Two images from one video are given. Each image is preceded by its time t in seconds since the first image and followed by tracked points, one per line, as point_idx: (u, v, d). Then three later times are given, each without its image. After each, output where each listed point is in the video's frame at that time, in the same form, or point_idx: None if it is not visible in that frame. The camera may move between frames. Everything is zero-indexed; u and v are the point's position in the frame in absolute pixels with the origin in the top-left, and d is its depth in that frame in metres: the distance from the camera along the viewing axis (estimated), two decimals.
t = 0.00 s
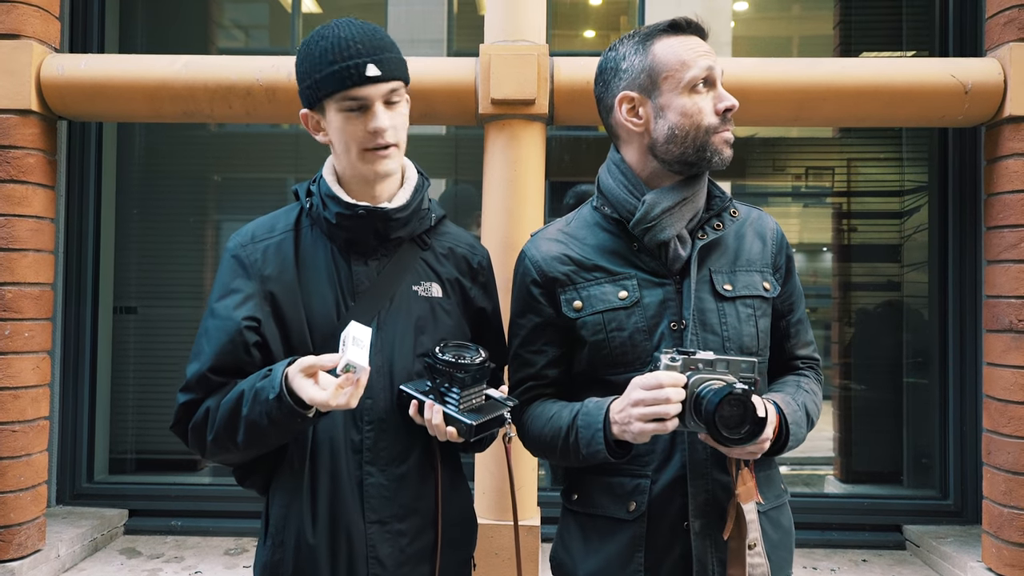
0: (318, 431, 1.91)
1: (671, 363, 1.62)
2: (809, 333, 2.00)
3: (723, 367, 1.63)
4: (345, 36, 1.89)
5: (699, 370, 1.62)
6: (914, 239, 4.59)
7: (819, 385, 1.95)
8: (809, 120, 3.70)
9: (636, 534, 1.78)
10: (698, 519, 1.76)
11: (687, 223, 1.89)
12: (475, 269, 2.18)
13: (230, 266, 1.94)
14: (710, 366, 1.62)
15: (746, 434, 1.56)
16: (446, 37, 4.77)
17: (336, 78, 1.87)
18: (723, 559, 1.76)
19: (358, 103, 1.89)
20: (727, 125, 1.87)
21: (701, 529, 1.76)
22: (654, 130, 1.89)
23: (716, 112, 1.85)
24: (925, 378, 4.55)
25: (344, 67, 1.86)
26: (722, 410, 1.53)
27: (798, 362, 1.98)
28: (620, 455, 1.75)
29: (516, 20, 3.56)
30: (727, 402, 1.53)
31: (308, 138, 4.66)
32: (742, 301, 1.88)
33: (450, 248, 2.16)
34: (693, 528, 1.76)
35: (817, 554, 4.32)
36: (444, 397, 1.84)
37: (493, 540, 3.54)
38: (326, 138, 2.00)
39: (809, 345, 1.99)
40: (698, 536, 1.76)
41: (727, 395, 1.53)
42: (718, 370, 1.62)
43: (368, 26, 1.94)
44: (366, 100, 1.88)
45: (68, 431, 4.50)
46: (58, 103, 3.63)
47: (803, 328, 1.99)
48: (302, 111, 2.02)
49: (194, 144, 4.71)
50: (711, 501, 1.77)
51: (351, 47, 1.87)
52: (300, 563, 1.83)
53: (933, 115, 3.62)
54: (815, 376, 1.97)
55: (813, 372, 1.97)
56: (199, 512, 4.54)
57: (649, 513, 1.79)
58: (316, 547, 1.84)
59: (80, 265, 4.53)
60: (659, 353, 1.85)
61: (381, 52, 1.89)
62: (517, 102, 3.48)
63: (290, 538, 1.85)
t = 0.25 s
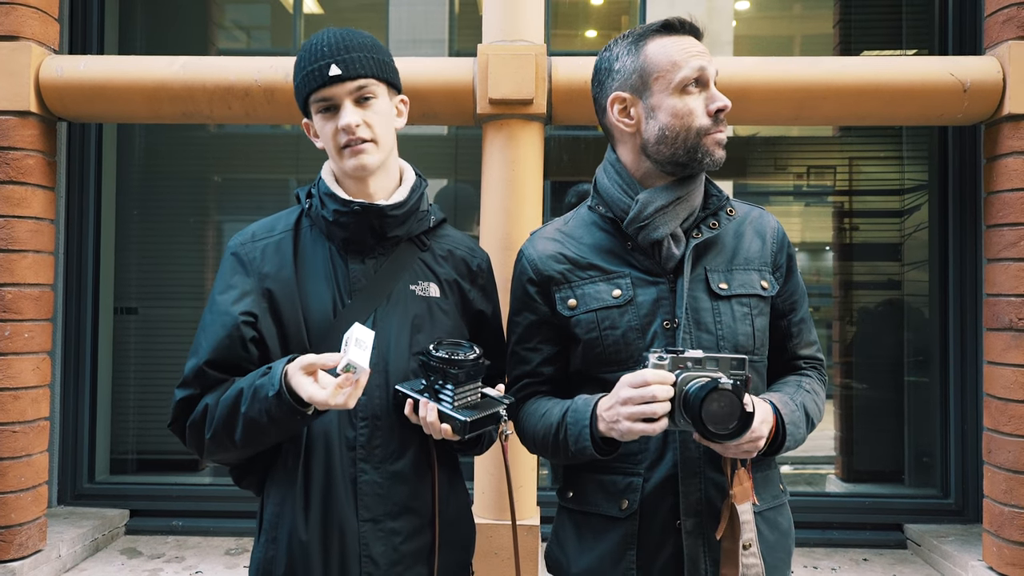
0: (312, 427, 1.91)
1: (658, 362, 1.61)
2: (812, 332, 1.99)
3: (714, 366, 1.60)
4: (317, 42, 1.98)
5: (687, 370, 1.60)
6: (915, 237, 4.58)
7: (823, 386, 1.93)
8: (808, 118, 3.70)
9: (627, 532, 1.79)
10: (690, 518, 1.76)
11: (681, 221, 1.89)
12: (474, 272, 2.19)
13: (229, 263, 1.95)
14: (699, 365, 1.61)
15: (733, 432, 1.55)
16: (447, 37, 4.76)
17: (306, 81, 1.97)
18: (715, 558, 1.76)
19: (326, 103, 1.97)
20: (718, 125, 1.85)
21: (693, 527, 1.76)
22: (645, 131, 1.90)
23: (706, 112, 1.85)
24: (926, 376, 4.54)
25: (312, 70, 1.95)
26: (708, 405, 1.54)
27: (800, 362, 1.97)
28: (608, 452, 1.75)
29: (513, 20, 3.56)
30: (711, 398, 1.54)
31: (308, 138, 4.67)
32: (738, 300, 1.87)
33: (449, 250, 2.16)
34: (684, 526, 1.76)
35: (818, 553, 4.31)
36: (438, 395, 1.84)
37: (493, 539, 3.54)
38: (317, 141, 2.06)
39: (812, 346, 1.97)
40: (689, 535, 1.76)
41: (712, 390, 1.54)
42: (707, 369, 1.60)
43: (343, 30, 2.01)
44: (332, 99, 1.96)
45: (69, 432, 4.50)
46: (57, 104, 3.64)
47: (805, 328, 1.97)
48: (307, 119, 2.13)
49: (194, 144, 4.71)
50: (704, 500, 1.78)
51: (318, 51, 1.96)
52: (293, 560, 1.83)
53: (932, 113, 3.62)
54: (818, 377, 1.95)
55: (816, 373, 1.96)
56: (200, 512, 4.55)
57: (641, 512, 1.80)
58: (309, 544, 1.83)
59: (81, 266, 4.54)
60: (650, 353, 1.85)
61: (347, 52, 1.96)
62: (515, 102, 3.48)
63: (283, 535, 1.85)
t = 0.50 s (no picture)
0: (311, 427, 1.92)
1: (651, 362, 1.60)
2: (819, 334, 1.97)
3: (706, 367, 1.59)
4: (316, 41, 2.00)
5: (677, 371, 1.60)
6: (918, 237, 4.57)
7: (829, 389, 1.91)
8: (809, 118, 3.69)
9: (623, 531, 1.78)
10: (685, 518, 1.76)
11: (681, 220, 1.88)
12: (473, 272, 2.19)
13: (227, 265, 1.96)
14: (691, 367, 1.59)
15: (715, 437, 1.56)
16: (451, 38, 4.77)
17: (304, 79, 1.99)
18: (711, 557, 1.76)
19: (325, 100, 1.98)
20: (709, 123, 1.85)
21: (688, 527, 1.76)
22: (637, 132, 1.91)
23: (696, 111, 1.85)
24: (929, 376, 4.53)
25: (311, 68, 1.97)
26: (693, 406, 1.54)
27: (806, 364, 1.95)
28: (610, 452, 1.75)
29: (513, 20, 3.56)
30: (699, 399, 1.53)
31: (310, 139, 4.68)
32: (738, 300, 1.86)
33: (447, 250, 2.16)
34: (679, 526, 1.76)
35: (821, 553, 4.30)
36: (432, 396, 1.85)
37: (494, 540, 3.54)
38: (315, 143, 2.08)
39: (819, 347, 1.96)
40: (684, 535, 1.76)
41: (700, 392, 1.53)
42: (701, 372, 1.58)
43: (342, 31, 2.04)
44: (330, 95, 1.98)
45: (72, 433, 4.52)
46: (59, 107, 3.65)
47: (811, 330, 1.95)
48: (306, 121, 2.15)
49: (197, 146, 4.72)
50: (701, 500, 1.77)
51: (318, 49, 1.98)
52: (290, 560, 1.83)
53: (933, 112, 3.60)
54: (824, 379, 1.93)
55: (822, 375, 1.94)
56: (203, 513, 4.56)
57: (636, 511, 1.80)
58: (307, 544, 1.84)
59: (83, 267, 4.55)
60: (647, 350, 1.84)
61: (347, 50, 1.98)
62: (515, 103, 3.48)
63: (282, 535, 1.85)
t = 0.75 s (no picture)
0: (311, 425, 1.92)
1: (647, 352, 1.61)
2: (828, 335, 1.92)
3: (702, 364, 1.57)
4: (320, 39, 2.00)
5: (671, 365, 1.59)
6: (920, 235, 4.56)
7: (835, 392, 1.87)
8: (810, 116, 3.68)
9: (616, 526, 1.79)
10: (677, 514, 1.76)
11: (680, 219, 1.88)
12: (471, 270, 2.19)
13: (226, 266, 1.96)
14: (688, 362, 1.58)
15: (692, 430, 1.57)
16: (454, 38, 4.77)
17: (308, 77, 1.99)
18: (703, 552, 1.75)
19: (327, 98, 1.99)
20: (703, 124, 1.84)
21: (680, 524, 1.75)
22: (632, 133, 1.93)
23: (690, 112, 1.84)
24: (932, 375, 4.51)
25: (313, 66, 1.98)
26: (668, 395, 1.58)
27: (813, 365, 1.91)
28: (611, 445, 1.75)
29: (513, 19, 3.56)
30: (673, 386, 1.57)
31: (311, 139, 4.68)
32: (738, 298, 1.85)
33: (445, 249, 2.17)
34: (670, 522, 1.76)
35: (822, 553, 4.29)
36: (433, 395, 1.84)
37: (494, 539, 3.54)
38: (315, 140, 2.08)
39: (826, 348, 1.91)
40: (676, 531, 1.76)
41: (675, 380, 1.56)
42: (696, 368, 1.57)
43: (348, 29, 2.04)
44: (333, 94, 1.98)
45: (75, 432, 4.53)
46: (60, 107, 3.66)
47: (818, 330, 1.91)
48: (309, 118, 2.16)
49: (199, 146, 4.73)
50: (693, 498, 1.77)
51: (323, 47, 1.98)
52: (292, 559, 1.83)
53: (935, 110, 3.59)
54: (831, 382, 1.88)
55: (829, 377, 1.90)
56: (205, 512, 4.57)
57: (630, 506, 1.80)
58: (308, 543, 1.84)
59: (86, 267, 4.57)
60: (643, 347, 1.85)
61: (353, 49, 1.98)
62: (515, 102, 3.48)
63: (283, 533, 1.85)
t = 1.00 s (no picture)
0: (314, 422, 1.90)
1: (629, 349, 1.66)
2: (834, 336, 1.90)
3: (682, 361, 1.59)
4: (328, 38, 2.00)
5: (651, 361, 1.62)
6: (923, 233, 4.54)
7: (840, 394, 1.85)
8: (811, 114, 3.67)
9: (609, 523, 1.81)
10: (670, 513, 1.77)
11: (678, 216, 1.87)
12: (473, 269, 2.19)
13: (228, 263, 1.96)
14: (668, 360, 1.60)
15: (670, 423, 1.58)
16: (457, 37, 4.77)
17: (315, 74, 1.98)
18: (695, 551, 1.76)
19: (334, 97, 1.98)
20: (700, 122, 1.83)
21: (672, 522, 1.77)
22: (630, 133, 1.94)
23: (688, 110, 1.84)
24: (935, 373, 4.50)
25: (319, 65, 1.97)
26: (641, 387, 1.59)
27: (818, 367, 1.90)
28: (601, 440, 1.78)
29: (512, 17, 3.56)
30: (644, 378, 1.58)
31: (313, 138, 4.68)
32: (738, 297, 1.84)
33: (447, 247, 2.16)
34: (663, 521, 1.77)
35: (825, 552, 4.29)
36: (437, 393, 1.85)
37: (495, 538, 3.54)
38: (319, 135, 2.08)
39: (833, 350, 1.89)
40: (668, 530, 1.77)
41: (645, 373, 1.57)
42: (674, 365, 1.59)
43: (357, 29, 2.04)
44: (341, 93, 1.97)
45: (77, 431, 4.55)
46: (61, 106, 3.67)
47: (824, 331, 1.89)
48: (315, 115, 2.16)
49: (201, 145, 4.74)
50: (686, 496, 1.77)
51: (330, 46, 1.98)
52: (298, 557, 1.83)
53: (936, 107, 3.58)
54: (837, 384, 1.87)
55: (834, 378, 1.88)
56: (208, 511, 4.59)
57: (624, 503, 1.82)
58: (313, 541, 1.83)
59: (88, 266, 4.58)
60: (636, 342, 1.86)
61: (362, 49, 1.98)
62: (515, 100, 3.48)
63: (288, 531, 1.85)
